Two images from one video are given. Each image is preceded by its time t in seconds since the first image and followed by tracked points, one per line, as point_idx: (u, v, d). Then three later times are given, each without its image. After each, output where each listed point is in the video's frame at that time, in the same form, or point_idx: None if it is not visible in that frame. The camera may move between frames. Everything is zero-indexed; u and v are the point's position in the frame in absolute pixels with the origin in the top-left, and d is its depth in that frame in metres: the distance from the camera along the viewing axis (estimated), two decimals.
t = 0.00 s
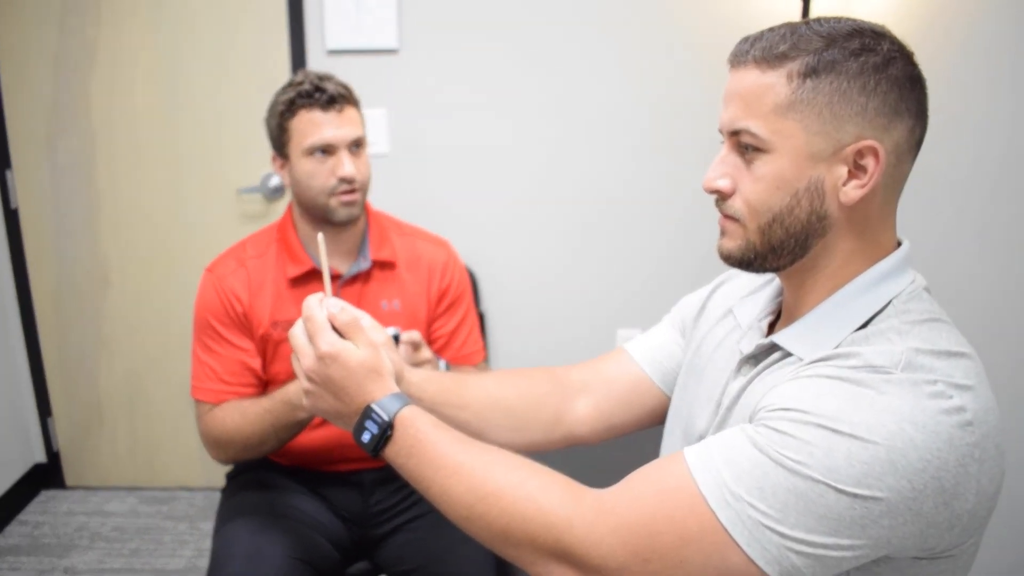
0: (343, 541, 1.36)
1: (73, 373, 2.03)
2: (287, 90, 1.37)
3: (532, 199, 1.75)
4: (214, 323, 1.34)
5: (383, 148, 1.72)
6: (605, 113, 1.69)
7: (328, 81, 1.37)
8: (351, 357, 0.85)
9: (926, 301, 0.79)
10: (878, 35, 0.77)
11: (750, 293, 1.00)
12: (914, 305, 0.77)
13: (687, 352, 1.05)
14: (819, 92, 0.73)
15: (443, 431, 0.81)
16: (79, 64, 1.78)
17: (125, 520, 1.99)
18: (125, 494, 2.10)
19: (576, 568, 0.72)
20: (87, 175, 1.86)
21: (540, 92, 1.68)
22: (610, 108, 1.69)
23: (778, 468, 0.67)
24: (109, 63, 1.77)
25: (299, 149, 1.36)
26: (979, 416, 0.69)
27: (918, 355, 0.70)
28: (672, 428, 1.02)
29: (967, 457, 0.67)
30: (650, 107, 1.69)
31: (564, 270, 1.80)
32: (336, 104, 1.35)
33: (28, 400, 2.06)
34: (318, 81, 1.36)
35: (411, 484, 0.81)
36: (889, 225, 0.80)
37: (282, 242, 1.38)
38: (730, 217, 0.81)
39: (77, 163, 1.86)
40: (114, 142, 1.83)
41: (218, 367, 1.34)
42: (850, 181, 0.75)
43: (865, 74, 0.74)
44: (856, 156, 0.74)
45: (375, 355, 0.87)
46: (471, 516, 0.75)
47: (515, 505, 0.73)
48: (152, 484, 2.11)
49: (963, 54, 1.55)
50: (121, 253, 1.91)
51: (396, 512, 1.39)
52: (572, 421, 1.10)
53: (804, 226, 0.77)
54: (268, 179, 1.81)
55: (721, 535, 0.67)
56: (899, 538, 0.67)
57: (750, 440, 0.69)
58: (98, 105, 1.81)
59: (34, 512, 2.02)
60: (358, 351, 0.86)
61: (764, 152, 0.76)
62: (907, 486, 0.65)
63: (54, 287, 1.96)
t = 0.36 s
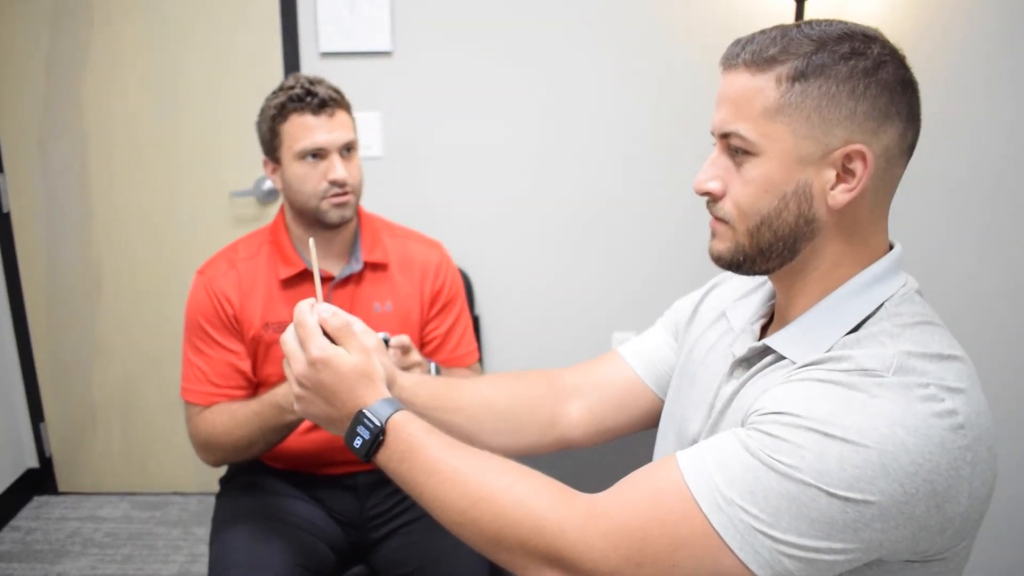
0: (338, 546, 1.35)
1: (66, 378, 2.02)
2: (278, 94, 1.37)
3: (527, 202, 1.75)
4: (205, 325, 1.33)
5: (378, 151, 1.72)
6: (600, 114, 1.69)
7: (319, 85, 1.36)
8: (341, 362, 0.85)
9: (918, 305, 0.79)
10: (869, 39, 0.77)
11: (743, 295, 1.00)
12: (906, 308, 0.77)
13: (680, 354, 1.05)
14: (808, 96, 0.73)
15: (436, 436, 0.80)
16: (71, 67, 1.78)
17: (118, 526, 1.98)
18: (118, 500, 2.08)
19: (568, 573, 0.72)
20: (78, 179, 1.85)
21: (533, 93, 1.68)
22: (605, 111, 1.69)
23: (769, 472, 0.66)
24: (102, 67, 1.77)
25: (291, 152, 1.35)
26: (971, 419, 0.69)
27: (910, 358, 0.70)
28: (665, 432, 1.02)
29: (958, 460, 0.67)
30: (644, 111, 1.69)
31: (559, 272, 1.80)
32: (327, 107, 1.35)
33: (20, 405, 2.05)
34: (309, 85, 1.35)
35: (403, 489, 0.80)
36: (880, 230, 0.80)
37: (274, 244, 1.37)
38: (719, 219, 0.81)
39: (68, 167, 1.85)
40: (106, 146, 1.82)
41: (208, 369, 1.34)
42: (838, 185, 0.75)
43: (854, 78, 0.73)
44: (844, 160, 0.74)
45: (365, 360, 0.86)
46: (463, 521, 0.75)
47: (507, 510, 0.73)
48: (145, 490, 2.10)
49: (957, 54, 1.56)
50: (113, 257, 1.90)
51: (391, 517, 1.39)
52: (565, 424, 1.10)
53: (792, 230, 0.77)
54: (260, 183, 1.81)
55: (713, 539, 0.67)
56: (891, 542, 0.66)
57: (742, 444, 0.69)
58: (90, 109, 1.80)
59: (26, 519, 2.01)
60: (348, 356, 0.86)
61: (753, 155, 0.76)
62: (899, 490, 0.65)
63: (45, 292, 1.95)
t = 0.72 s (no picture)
0: (337, 548, 1.35)
1: (63, 382, 2.02)
2: (276, 97, 1.36)
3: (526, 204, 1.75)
4: (204, 326, 1.33)
5: (376, 153, 1.72)
6: (597, 114, 1.70)
7: (317, 87, 1.36)
8: (345, 365, 0.85)
9: (919, 305, 0.80)
10: (873, 38, 0.78)
11: (743, 296, 1.01)
12: (907, 308, 0.78)
13: (682, 355, 1.05)
14: (823, 94, 0.74)
15: (439, 439, 0.81)
16: (67, 71, 1.77)
17: (116, 530, 1.97)
18: (116, 504, 2.08)
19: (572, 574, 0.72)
20: (76, 183, 1.85)
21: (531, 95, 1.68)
22: (603, 112, 1.69)
23: (773, 472, 0.67)
24: (99, 71, 1.77)
25: (289, 155, 1.35)
26: (972, 419, 0.69)
27: (912, 359, 0.70)
28: (666, 433, 1.02)
29: (960, 460, 0.67)
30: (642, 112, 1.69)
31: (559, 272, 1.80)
32: (325, 109, 1.34)
33: (17, 410, 2.04)
34: (307, 87, 1.35)
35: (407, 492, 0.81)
36: (881, 228, 0.81)
37: (274, 245, 1.38)
38: (731, 222, 0.80)
39: (65, 171, 1.85)
40: (103, 150, 1.82)
41: (207, 370, 1.34)
42: (854, 181, 0.76)
43: (865, 75, 0.75)
44: (860, 156, 0.75)
45: (369, 363, 0.87)
46: (467, 524, 0.75)
47: (511, 512, 0.73)
48: (143, 493, 2.10)
49: (953, 53, 1.56)
50: (111, 261, 1.90)
51: (391, 519, 1.38)
52: (566, 426, 1.10)
53: (809, 228, 0.77)
54: (257, 186, 1.81)
55: (717, 539, 0.67)
56: (894, 541, 0.67)
57: (745, 445, 0.69)
58: (87, 112, 1.80)
59: (23, 523, 2.00)
60: (352, 360, 0.86)
61: (768, 154, 0.76)
62: (901, 490, 0.65)
63: (43, 296, 1.95)
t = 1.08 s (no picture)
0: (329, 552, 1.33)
1: (48, 384, 1.98)
2: (270, 95, 1.34)
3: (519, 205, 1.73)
4: (195, 328, 1.32)
5: (366, 153, 1.69)
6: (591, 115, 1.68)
7: (313, 86, 1.34)
8: (348, 368, 0.84)
9: (925, 307, 0.80)
10: (878, 48, 0.75)
11: (747, 297, 1.01)
12: (914, 310, 0.78)
13: (684, 356, 1.05)
14: (805, 107, 0.74)
15: (445, 442, 0.80)
16: (53, 69, 1.75)
17: (101, 533, 1.94)
18: (101, 507, 2.05)
19: None
20: (61, 182, 1.83)
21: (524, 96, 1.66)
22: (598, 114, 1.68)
23: (785, 475, 0.66)
24: (85, 69, 1.74)
25: (284, 154, 1.33)
26: (981, 421, 0.69)
27: (921, 360, 0.70)
28: (669, 434, 1.02)
29: (970, 461, 0.67)
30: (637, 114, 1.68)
31: (552, 275, 1.78)
32: (320, 109, 1.33)
33: None
34: (302, 86, 1.33)
35: (412, 496, 0.80)
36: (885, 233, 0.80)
37: (266, 246, 1.36)
38: (722, 217, 0.83)
39: (50, 170, 1.82)
40: (89, 149, 1.80)
41: (198, 373, 1.33)
42: (833, 196, 0.75)
43: (855, 90, 0.73)
44: (840, 171, 0.74)
45: (372, 366, 0.86)
46: (475, 528, 0.74)
47: (520, 515, 0.73)
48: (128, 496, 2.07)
49: (946, 58, 1.56)
50: (97, 261, 1.87)
51: (385, 522, 1.37)
52: (568, 427, 1.10)
53: (787, 235, 0.78)
54: (246, 186, 1.79)
55: (729, 542, 0.67)
56: (904, 543, 0.67)
57: (756, 447, 0.69)
58: (73, 111, 1.77)
59: (6, 527, 1.97)
60: (355, 362, 0.85)
61: (752, 159, 0.78)
62: (913, 492, 0.65)
63: (27, 296, 1.92)
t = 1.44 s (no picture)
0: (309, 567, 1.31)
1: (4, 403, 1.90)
2: (236, 103, 1.31)
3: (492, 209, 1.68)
4: (165, 344, 1.28)
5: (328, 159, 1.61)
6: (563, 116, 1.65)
7: (280, 93, 1.31)
8: (341, 378, 0.82)
9: (915, 303, 0.81)
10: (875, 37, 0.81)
11: (734, 296, 1.02)
12: (906, 305, 0.79)
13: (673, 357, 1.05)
14: (842, 89, 0.75)
15: (442, 451, 0.79)
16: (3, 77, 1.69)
17: (66, 554, 1.84)
18: (63, 527, 1.96)
19: None
20: (14, 194, 1.76)
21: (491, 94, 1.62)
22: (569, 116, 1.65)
23: (791, 472, 0.66)
24: (38, 77, 1.69)
25: (251, 164, 1.30)
26: (978, 413, 0.70)
27: (918, 355, 0.71)
28: (661, 435, 1.02)
29: (970, 453, 0.68)
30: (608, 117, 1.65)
31: (531, 282, 1.74)
32: (289, 117, 1.30)
33: None
34: (269, 93, 1.30)
35: (410, 507, 0.78)
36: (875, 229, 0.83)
37: (236, 258, 1.33)
38: (749, 222, 0.80)
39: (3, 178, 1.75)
40: (44, 159, 1.74)
41: (168, 391, 1.29)
42: (869, 174, 0.78)
43: (875, 72, 0.78)
44: (875, 150, 0.78)
45: (365, 375, 0.84)
46: (476, 537, 0.73)
47: (524, 523, 0.72)
48: (93, 514, 1.98)
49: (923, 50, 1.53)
50: (55, 274, 1.81)
51: (365, 534, 1.36)
52: (558, 430, 1.09)
53: (831, 224, 0.78)
54: (208, 194, 1.74)
55: (736, 542, 0.66)
56: (908, 537, 0.67)
57: (760, 446, 0.69)
58: (26, 120, 1.72)
59: None
60: (347, 371, 0.83)
61: (791, 149, 0.76)
62: (917, 485, 0.65)
63: None
